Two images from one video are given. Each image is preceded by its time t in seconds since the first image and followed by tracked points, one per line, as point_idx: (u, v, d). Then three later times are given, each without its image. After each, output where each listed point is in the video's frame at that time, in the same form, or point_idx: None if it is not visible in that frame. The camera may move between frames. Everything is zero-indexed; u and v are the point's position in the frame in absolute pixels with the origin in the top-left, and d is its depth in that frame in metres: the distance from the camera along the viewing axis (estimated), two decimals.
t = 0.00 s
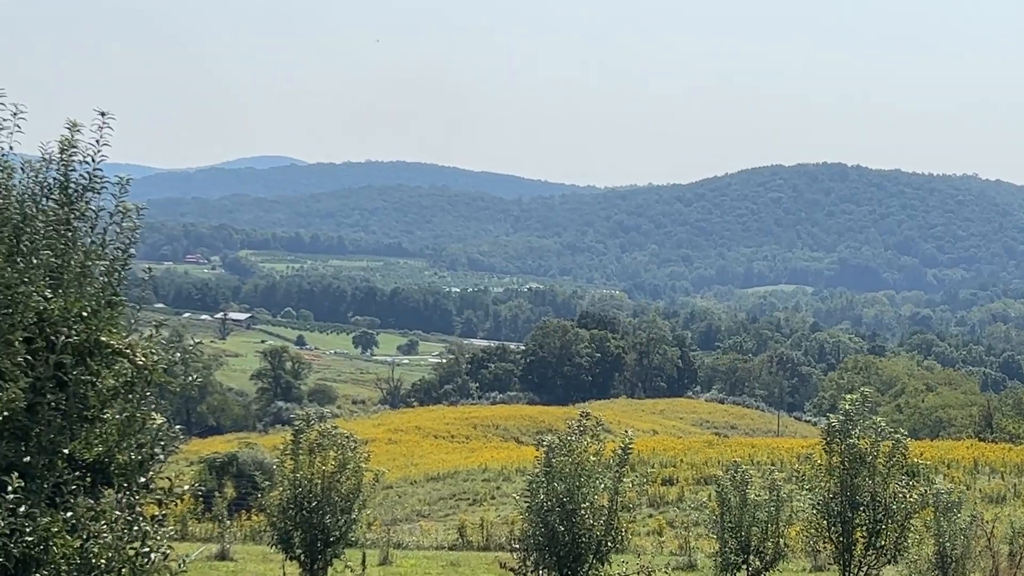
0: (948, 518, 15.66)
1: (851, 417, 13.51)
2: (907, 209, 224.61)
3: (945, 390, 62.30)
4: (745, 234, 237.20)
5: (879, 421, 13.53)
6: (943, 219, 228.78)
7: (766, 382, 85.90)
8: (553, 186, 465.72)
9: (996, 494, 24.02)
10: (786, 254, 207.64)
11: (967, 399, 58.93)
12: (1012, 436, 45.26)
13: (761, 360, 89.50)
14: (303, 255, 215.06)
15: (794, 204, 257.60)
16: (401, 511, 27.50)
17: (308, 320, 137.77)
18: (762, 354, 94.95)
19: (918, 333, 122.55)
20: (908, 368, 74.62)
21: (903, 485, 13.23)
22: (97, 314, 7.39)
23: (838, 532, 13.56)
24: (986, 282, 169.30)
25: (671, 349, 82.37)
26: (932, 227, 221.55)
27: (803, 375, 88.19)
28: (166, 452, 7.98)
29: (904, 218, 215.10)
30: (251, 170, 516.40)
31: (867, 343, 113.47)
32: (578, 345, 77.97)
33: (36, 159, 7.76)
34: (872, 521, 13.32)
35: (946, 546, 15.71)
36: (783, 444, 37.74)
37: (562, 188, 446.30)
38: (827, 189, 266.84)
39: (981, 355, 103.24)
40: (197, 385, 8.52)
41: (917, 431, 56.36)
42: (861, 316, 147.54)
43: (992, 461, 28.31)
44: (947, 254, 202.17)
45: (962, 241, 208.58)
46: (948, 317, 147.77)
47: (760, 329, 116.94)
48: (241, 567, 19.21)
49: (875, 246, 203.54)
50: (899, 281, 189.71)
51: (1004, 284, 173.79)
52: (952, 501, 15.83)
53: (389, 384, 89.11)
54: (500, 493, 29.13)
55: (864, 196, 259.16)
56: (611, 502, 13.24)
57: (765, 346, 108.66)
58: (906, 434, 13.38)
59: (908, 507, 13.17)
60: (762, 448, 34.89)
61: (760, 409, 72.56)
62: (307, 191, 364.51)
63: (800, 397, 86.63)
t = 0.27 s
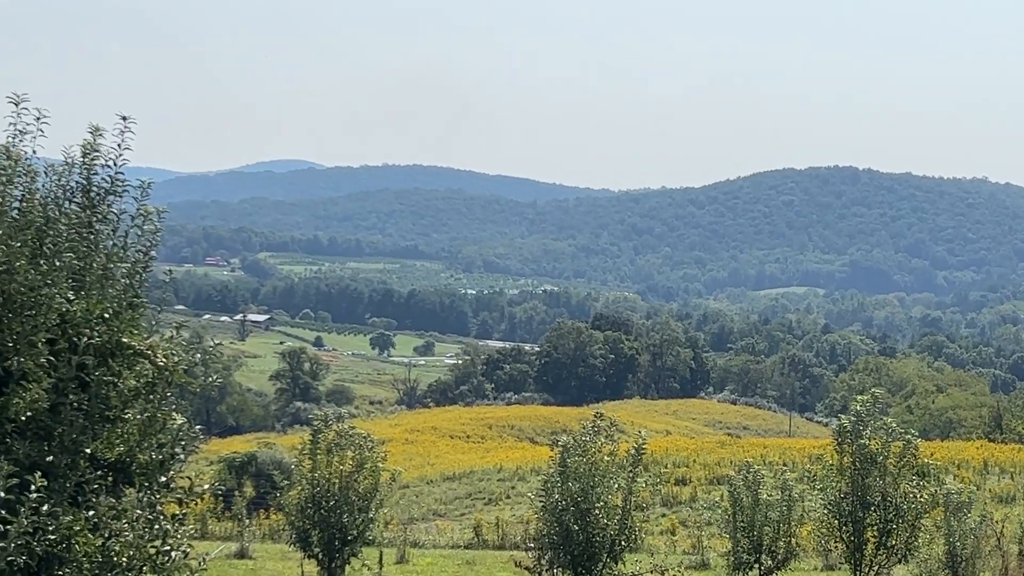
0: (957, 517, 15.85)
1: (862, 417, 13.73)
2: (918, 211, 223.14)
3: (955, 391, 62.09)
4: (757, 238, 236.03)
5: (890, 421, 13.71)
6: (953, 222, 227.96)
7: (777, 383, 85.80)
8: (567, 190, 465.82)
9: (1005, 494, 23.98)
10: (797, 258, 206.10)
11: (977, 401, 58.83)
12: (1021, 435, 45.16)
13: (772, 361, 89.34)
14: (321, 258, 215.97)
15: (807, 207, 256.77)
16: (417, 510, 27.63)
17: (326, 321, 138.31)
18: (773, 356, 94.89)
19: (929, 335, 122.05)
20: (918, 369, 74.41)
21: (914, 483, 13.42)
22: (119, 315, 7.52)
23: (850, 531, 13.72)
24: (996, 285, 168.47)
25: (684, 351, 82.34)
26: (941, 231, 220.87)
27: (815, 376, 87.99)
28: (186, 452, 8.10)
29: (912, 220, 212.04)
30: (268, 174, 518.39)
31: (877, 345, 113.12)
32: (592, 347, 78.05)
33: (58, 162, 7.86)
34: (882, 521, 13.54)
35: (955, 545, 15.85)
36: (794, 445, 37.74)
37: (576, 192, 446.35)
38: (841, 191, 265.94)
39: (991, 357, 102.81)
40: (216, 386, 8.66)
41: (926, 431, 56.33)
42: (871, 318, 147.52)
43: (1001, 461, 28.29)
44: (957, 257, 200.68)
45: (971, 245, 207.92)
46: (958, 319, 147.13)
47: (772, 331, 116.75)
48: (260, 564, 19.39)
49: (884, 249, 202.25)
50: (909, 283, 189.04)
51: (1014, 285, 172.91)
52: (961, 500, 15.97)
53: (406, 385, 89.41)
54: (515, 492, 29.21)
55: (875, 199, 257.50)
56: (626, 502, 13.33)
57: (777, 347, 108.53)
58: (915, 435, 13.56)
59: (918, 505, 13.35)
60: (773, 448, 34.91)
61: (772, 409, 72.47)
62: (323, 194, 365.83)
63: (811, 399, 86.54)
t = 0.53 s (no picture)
0: (970, 519, 15.90)
1: (875, 419, 13.85)
2: (929, 215, 221.66)
3: (968, 393, 61.83)
4: (769, 240, 235.11)
5: (903, 423, 13.85)
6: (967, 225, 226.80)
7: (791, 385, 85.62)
8: (582, 194, 465.73)
9: (1018, 495, 23.95)
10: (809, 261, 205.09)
11: (990, 403, 58.55)
12: None
13: (786, 363, 89.12)
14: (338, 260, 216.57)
15: (821, 209, 255.82)
16: (433, 511, 27.70)
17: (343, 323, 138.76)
18: (787, 358, 94.61)
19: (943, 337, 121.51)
20: (931, 372, 74.13)
21: (926, 486, 13.55)
22: (138, 317, 7.60)
23: (862, 532, 13.84)
24: (1010, 287, 167.60)
25: (698, 353, 82.23)
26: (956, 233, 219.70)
27: (828, 379, 87.68)
28: (205, 452, 8.22)
29: (924, 224, 210.19)
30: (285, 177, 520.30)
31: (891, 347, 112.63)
32: (607, 349, 78.07)
33: (80, 166, 7.98)
34: (895, 521, 13.64)
35: (966, 546, 15.89)
36: (808, 446, 37.69)
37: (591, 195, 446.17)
38: (855, 193, 264.80)
39: (1006, 360, 102.17)
40: (235, 387, 8.75)
41: (939, 433, 56.13)
42: (885, 320, 146.86)
43: (1014, 462, 28.23)
44: (968, 259, 199.19)
45: (985, 248, 206.87)
46: (971, 322, 146.51)
47: (785, 334, 116.40)
48: (278, 564, 19.50)
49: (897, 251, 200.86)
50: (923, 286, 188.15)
51: None
52: (974, 502, 16.01)
53: (422, 386, 89.62)
54: (530, 493, 29.26)
55: (887, 202, 255.98)
56: (641, 503, 13.35)
57: (790, 349, 108.17)
58: (928, 436, 13.70)
59: (931, 506, 13.47)
60: (787, 450, 34.90)
61: (785, 411, 72.31)
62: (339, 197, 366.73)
63: (824, 401, 86.33)
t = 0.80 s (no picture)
0: (982, 521, 15.94)
1: (887, 422, 14.00)
2: (940, 218, 220.55)
3: (980, 396, 61.59)
4: (782, 244, 234.48)
5: (915, 426, 13.98)
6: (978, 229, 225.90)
7: (804, 388, 85.48)
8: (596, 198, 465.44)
9: None
10: (822, 263, 204.57)
11: (1002, 405, 58.31)
12: None
13: (799, 366, 88.92)
14: (354, 264, 217.30)
15: (833, 213, 255.03)
16: (449, 512, 27.81)
17: (359, 326, 139.20)
18: (799, 361, 94.41)
19: (955, 340, 121.00)
20: (943, 374, 73.90)
21: (938, 488, 13.69)
22: (158, 320, 7.71)
23: (875, 534, 13.99)
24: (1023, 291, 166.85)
25: (711, 356, 82.16)
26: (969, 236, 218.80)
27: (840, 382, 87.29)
28: (224, 453, 8.33)
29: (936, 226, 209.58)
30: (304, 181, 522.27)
31: (903, 350, 112.26)
32: (621, 351, 78.09)
33: (101, 171, 8.06)
34: (907, 523, 13.79)
35: (979, 548, 15.87)
36: (822, 448, 37.69)
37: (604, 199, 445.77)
38: (868, 196, 263.63)
39: (1019, 363, 101.68)
40: (253, 389, 8.81)
41: (951, 436, 56.00)
42: (897, 324, 146.36)
43: None
44: (980, 263, 197.99)
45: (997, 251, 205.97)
46: (983, 325, 146.00)
47: (798, 337, 116.13)
48: (295, 565, 19.64)
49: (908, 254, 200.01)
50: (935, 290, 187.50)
51: None
52: (986, 504, 16.04)
53: (437, 388, 89.84)
54: (545, 494, 29.34)
55: (900, 206, 254.99)
56: (654, 504, 13.39)
57: (803, 352, 107.92)
58: (940, 439, 13.84)
59: (943, 509, 13.62)
60: (799, 452, 34.92)
61: (797, 413, 72.16)
62: (354, 201, 367.60)
63: (837, 403, 86.23)
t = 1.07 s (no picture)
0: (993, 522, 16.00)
1: (897, 423, 14.14)
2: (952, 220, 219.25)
3: (991, 397, 61.21)
4: (797, 246, 233.69)
5: (925, 427, 14.11)
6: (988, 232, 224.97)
7: (817, 389, 85.33)
8: (610, 201, 465.38)
9: None
10: (835, 266, 203.66)
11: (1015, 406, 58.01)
12: None
13: (809, 368, 88.76)
14: (372, 267, 217.95)
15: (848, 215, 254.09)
16: (464, 512, 27.93)
17: (377, 328, 139.60)
18: (811, 362, 94.15)
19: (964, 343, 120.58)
20: (953, 376, 73.56)
21: (948, 489, 13.83)
22: (179, 323, 7.88)
23: (885, 534, 14.13)
24: None
25: (724, 357, 81.96)
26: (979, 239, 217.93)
27: (852, 383, 87.03)
28: (243, 453, 8.48)
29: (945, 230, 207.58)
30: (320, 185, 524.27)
31: (914, 352, 111.84)
32: (635, 353, 78.01)
33: (123, 176, 8.14)
34: (917, 523, 13.94)
35: (989, 548, 15.92)
36: (833, 449, 37.69)
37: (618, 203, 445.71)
38: (882, 197, 262.47)
39: None
40: (272, 390, 8.96)
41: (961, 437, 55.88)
42: (908, 326, 145.78)
43: None
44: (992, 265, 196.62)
45: (1005, 255, 204.95)
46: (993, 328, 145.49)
47: (810, 339, 115.73)
48: (314, 563, 19.82)
49: (919, 257, 199.01)
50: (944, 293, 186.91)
51: None
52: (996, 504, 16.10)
53: (453, 390, 90.02)
54: (560, 494, 29.46)
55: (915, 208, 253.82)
56: (667, 504, 13.48)
57: (814, 354, 107.61)
58: (950, 440, 13.95)
59: (952, 509, 13.78)
60: (811, 452, 34.94)
61: (809, 414, 72.04)
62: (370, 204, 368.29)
63: (848, 404, 86.07)
